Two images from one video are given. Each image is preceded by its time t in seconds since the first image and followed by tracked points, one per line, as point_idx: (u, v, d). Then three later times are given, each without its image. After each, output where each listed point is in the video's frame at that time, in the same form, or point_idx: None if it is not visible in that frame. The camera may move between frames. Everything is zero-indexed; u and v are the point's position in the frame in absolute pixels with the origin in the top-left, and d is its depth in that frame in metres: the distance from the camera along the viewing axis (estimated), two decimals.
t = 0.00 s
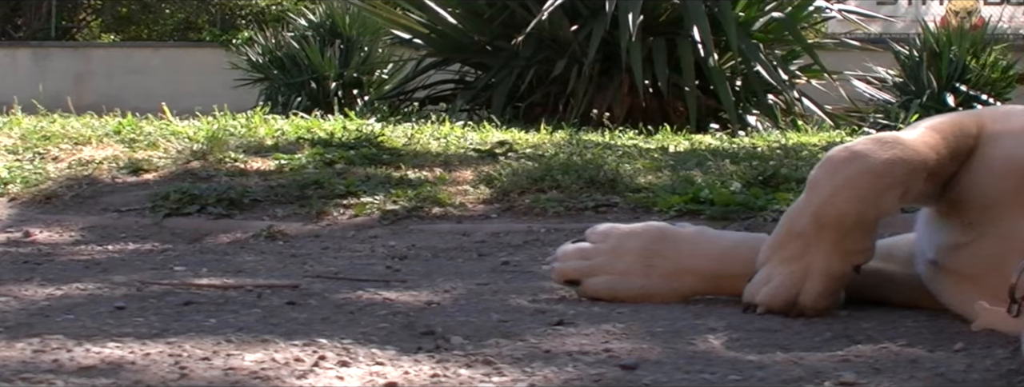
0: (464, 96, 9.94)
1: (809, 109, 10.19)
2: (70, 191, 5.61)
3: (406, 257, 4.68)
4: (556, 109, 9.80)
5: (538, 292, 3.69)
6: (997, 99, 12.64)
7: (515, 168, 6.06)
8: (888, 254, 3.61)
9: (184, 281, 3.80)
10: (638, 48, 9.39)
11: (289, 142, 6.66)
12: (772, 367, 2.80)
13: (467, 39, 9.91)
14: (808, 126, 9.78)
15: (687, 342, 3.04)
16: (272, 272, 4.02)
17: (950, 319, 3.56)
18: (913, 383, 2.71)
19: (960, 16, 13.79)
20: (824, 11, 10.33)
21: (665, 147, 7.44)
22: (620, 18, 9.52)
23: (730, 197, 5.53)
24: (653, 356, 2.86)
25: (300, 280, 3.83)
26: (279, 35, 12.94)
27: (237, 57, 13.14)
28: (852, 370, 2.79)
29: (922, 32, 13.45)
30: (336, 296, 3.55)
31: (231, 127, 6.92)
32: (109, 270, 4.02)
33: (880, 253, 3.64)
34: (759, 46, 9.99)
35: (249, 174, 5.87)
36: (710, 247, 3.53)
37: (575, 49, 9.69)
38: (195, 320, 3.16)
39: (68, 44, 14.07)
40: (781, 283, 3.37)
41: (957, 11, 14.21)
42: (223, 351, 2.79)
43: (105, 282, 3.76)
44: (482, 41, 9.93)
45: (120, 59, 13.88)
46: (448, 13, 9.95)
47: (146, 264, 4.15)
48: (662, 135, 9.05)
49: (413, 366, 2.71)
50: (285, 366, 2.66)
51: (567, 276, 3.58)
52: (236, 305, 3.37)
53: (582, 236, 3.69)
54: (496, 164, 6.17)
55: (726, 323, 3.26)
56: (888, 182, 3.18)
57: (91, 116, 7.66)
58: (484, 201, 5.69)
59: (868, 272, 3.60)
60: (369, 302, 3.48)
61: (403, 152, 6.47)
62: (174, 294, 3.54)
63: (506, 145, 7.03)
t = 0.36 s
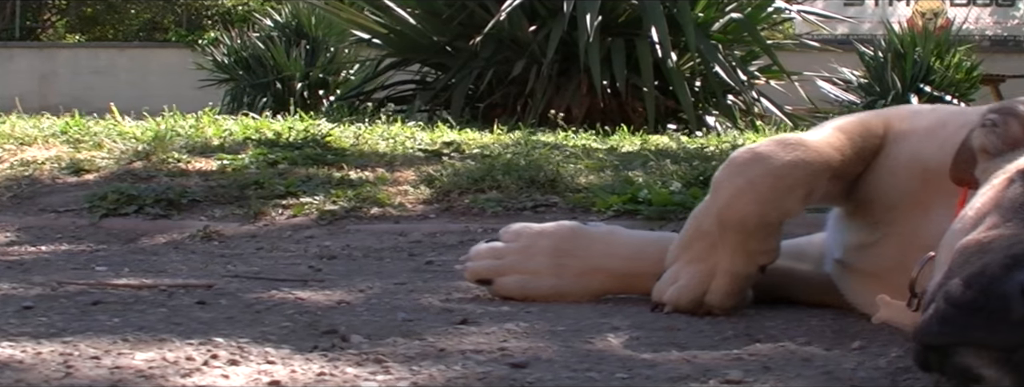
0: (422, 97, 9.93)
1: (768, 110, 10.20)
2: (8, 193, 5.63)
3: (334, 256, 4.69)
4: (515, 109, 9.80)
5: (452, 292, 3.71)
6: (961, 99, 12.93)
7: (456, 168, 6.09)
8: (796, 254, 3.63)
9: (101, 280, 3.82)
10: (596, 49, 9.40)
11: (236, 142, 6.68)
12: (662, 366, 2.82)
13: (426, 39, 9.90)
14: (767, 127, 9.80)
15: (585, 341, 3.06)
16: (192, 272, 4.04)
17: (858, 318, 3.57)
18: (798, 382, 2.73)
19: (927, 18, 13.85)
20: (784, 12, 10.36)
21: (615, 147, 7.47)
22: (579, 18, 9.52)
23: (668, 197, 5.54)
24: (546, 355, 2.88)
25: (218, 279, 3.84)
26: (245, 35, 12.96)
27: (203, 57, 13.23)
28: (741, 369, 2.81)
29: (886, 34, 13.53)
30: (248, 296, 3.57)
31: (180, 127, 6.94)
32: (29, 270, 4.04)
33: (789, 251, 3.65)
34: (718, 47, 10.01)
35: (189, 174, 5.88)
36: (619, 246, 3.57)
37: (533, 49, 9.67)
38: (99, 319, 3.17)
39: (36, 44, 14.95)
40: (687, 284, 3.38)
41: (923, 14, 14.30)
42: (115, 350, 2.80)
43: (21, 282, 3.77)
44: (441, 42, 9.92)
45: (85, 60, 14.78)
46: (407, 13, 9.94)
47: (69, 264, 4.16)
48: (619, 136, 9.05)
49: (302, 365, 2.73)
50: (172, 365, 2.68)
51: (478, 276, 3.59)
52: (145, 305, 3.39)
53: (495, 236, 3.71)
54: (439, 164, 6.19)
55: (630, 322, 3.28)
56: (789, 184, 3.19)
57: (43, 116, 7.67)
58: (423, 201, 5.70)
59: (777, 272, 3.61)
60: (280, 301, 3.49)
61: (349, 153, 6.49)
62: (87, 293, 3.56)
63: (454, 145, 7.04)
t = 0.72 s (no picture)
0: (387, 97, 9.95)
1: (732, 110, 10.21)
2: None
3: (275, 255, 4.70)
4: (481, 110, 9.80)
5: (381, 290, 3.73)
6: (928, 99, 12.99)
7: (406, 168, 6.10)
8: (720, 252, 3.65)
9: (31, 280, 3.83)
10: (559, 48, 9.41)
11: (190, 142, 6.68)
12: (573, 363, 2.83)
13: (390, 39, 9.90)
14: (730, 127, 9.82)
15: (502, 339, 3.07)
16: (125, 270, 4.05)
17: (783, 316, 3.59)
18: (706, 379, 2.74)
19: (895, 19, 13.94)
20: (748, 12, 10.38)
21: (572, 147, 7.50)
22: (542, 18, 9.52)
23: (615, 196, 5.55)
24: (459, 352, 2.89)
25: (149, 278, 3.86)
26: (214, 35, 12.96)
27: (171, 57, 13.25)
28: (652, 367, 2.82)
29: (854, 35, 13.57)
30: (175, 295, 3.58)
31: (136, 127, 6.94)
32: None
33: (711, 251, 3.67)
34: (681, 47, 10.03)
35: (139, 174, 5.89)
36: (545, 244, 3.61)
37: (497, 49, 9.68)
38: (20, 318, 3.18)
39: (4, 44, 15.34)
40: (610, 283, 3.41)
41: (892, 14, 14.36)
42: (28, 348, 2.81)
43: None
44: (405, 42, 9.92)
45: (56, 60, 15.02)
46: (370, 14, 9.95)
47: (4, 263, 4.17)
48: (582, 135, 9.06)
49: (212, 363, 2.74)
50: (81, 363, 2.69)
51: (405, 274, 3.62)
52: (70, 303, 3.40)
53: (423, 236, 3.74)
54: (390, 164, 6.20)
55: (551, 321, 3.29)
56: (708, 183, 3.23)
57: None
58: (372, 201, 5.71)
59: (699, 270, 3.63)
60: (206, 301, 3.50)
61: (304, 152, 6.50)
62: (15, 293, 3.57)
63: (410, 145, 7.04)
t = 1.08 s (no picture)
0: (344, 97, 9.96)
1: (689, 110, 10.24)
2: None
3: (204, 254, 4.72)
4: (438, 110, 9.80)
5: (297, 289, 3.75)
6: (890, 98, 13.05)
7: (348, 168, 6.12)
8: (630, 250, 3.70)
9: None
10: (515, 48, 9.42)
11: (135, 142, 6.69)
12: (468, 360, 2.86)
13: (347, 39, 9.89)
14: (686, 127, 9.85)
15: (403, 337, 3.10)
16: (47, 270, 4.07)
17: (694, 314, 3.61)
18: (597, 375, 2.77)
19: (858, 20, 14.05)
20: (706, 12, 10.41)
21: (522, 147, 7.52)
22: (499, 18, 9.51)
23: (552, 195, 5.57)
24: (356, 350, 2.92)
25: (68, 277, 3.88)
26: (177, 35, 12.95)
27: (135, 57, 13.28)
28: (545, 363, 2.85)
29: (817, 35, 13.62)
30: (89, 294, 3.60)
31: (83, 128, 6.95)
32: None
33: (623, 250, 3.72)
34: (638, 47, 10.06)
35: (79, 175, 5.90)
36: (458, 241, 3.65)
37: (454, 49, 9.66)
38: None
39: None
40: (519, 280, 3.43)
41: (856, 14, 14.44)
42: None
43: None
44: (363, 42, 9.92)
45: (18, 61, 15.28)
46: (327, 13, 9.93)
47: None
48: (537, 135, 9.07)
49: (106, 360, 2.76)
50: None
51: (320, 272, 3.65)
52: None
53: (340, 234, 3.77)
54: (332, 164, 6.21)
55: (458, 318, 3.32)
56: (613, 180, 3.26)
57: None
58: (311, 201, 5.73)
59: (611, 267, 3.66)
60: (119, 299, 3.52)
61: (249, 152, 6.52)
62: None
63: (356, 145, 7.03)
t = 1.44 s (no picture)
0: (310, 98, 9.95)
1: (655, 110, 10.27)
2: None
3: (150, 255, 4.72)
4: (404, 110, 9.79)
5: (232, 288, 3.76)
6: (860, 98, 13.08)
7: (302, 168, 6.13)
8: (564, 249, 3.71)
9: None
10: (481, 48, 9.40)
11: (92, 142, 6.69)
12: (387, 359, 2.87)
13: (313, 39, 9.87)
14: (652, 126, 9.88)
15: (328, 336, 3.12)
16: None
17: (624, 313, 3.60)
18: (513, 372, 2.78)
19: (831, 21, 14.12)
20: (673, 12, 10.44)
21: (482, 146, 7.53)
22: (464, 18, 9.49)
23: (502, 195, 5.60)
24: (277, 350, 2.94)
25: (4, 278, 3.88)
26: (147, 35, 12.92)
27: (104, 57, 13.28)
28: (464, 361, 2.86)
29: (788, 35, 13.68)
30: (23, 294, 3.60)
31: (40, 129, 6.93)
32: None
33: (557, 249, 3.73)
34: (604, 47, 10.08)
35: (32, 176, 5.90)
36: (393, 240, 3.67)
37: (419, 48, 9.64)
38: None
39: None
40: (449, 278, 3.44)
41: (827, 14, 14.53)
42: None
43: None
44: (329, 41, 9.90)
45: None
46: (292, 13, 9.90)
47: None
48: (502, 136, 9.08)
49: (24, 360, 2.76)
50: None
51: (254, 272, 3.65)
52: None
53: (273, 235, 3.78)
54: (287, 165, 6.22)
55: (386, 317, 3.35)
56: (539, 176, 3.28)
57: None
58: (264, 201, 5.73)
59: (546, 264, 3.65)
60: (52, 299, 3.53)
61: (206, 152, 6.53)
62: None
63: (315, 145, 6.99)
